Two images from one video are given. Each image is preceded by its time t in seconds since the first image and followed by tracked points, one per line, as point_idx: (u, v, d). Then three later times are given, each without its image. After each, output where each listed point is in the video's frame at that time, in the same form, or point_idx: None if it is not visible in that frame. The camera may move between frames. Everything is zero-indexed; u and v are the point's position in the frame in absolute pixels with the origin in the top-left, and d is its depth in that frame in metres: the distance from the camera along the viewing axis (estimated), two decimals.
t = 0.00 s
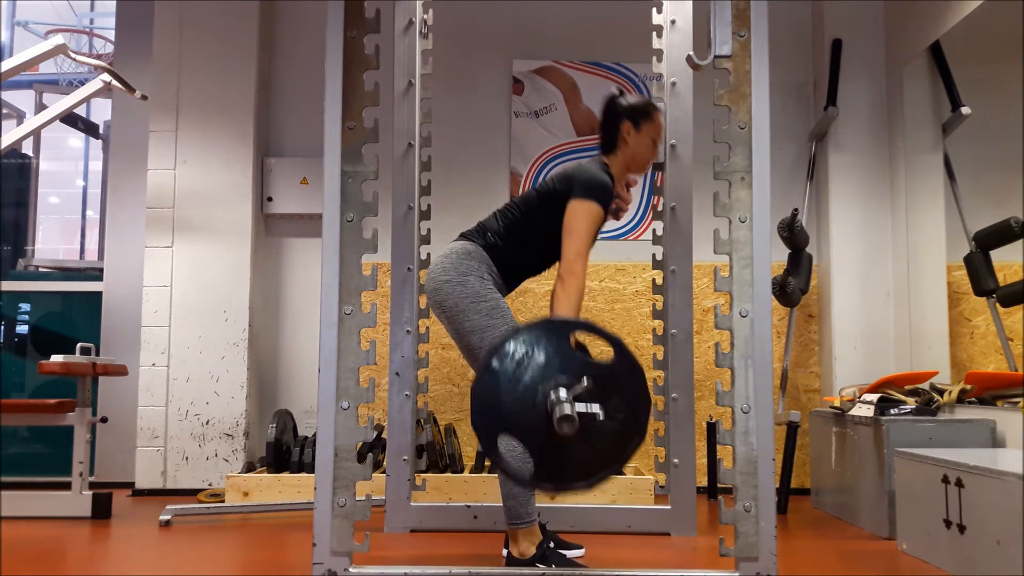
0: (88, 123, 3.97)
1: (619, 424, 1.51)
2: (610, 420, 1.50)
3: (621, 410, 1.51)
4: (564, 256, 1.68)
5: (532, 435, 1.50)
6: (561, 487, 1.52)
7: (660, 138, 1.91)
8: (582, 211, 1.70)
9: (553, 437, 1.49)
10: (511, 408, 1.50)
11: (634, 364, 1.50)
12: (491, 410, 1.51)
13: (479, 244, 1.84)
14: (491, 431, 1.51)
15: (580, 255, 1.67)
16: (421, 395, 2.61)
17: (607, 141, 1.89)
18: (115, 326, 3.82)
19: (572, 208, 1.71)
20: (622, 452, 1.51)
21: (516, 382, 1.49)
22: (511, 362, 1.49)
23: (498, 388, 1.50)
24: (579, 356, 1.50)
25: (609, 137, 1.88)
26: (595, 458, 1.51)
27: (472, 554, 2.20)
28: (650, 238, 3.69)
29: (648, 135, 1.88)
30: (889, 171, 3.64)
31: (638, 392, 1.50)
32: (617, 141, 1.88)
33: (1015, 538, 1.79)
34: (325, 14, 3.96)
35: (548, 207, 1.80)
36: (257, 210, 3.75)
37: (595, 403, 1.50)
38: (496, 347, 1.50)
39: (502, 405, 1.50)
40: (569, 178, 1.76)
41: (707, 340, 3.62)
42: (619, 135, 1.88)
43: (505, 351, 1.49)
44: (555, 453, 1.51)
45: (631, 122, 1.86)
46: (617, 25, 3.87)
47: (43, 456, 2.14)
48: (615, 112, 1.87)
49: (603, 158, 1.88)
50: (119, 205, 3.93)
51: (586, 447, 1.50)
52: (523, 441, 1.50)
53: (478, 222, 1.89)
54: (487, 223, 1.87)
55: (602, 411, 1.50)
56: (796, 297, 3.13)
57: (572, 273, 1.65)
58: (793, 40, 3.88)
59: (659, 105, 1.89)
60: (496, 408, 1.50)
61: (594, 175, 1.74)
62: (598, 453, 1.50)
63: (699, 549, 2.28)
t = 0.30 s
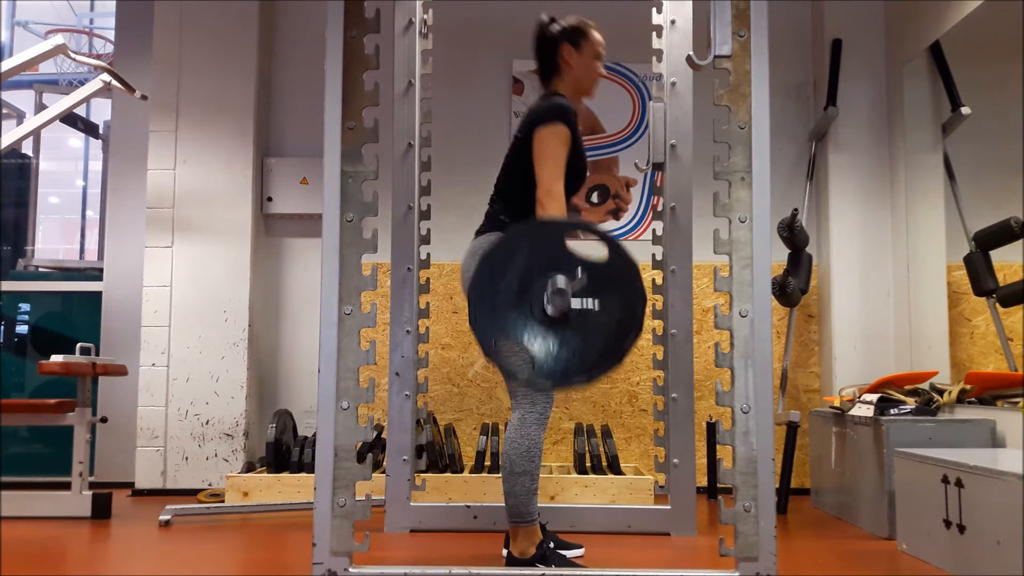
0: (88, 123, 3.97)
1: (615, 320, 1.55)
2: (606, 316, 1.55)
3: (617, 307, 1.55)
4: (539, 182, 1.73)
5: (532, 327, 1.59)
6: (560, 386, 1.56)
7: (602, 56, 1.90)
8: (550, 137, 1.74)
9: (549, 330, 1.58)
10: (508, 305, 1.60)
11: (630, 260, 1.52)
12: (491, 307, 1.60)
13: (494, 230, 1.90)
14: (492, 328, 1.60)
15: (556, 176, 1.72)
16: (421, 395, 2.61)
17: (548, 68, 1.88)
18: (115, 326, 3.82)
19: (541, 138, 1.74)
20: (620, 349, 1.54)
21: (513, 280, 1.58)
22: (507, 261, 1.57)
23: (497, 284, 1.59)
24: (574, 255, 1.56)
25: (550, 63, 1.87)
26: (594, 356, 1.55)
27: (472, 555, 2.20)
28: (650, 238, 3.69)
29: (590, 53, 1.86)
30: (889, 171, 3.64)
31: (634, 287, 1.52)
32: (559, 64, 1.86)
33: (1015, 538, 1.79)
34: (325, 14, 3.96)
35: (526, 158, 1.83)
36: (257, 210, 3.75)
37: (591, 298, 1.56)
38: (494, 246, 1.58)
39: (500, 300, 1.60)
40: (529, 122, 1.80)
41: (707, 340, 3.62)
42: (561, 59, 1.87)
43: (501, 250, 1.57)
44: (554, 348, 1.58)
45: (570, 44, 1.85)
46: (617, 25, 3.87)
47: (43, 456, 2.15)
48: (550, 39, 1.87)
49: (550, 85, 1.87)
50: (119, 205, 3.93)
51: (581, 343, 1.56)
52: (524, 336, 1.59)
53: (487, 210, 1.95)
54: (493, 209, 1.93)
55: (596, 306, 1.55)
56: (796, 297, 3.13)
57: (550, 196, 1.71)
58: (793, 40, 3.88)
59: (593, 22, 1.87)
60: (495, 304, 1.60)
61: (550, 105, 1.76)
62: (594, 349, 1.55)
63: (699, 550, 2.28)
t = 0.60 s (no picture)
0: (88, 123, 3.97)
1: (611, 285, 1.62)
2: (602, 281, 1.62)
3: (612, 272, 1.62)
4: (517, 158, 1.81)
5: (527, 296, 1.64)
6: (559, 355, 1.61)
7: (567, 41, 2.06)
8: (523, 118, 1.83)
9: (548, 298, 1.62)
10: (504, 276, 1.65)
11: (622, 224, 1.61)
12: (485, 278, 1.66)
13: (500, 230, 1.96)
14: (489, 299, 1.65)
15: (532, 155, 1.80)
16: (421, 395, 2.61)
17: (517, 58, 2.05)
18: (115, 326, 3.82)
19: (516, 119, 1.84)
20: (616, 312, 1.61)
21: (509, 248, 1.65)
22: (503, 230, 1.65)
23: (493, 254, 1.66)
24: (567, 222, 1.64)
25: (519, 52, 2.05)
26: (592, 320, 1.62)
27: (472, 555, 2.20)
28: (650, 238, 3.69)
29: (553, 38, 2.02)
30: (889, 171, 3.64)
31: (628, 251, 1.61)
32: (526, 54, 2.04)
33: (1015, 538, 1.79)
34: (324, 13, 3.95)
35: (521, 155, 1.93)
36: (257, 210, 3.75)
37: (586, 265, 1.62)
38: (489, 215, 1.66)
39: (495, 270, 1.65)
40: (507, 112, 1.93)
41: (707, 340, 3.62)
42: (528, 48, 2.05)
43: (497, 221, 1.65)
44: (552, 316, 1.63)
45: (534, 33, 2.03)
46: (617, 25, 3.87)
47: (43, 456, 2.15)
48: (515, 31, 2.06)
49: (521, 73, 2.04)
50: (119, 205, 3.93)
51: (577, 308, 1.62)
52: (521, 307, 1.64)
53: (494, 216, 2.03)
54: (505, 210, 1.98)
55: (591, 271, 1.62)
56: (796, 297, 3.13)
57: (529, 173, 1.78)
58: (792, 40, 3.88)
59: (553, 10, 2.05)
60: (491, 274, 1.65)
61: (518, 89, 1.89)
62: (592, 313, 1.62)
63: (699, 550, 2.28)
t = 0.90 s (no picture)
0: (88, 123, 3.97)
1: (608, 283, 1.63)
2: (599, 279, 1.63)
3: (609, 271, 1.63)
4: (514, 162, 1.81)
5: (525, 297, 1.64)
6: (560, 355, 1.61)
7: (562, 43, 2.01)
8: (518, 121, 1.83)
9: (546, 299, 1.62)
10: (501, 279, 1.65)
11: (616, 223, 1.63)
12: (482, 281, 1.65)
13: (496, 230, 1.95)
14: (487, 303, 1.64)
15: (528, 156, 1.79)
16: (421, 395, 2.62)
17: (511, 59, 1.99)
18: (115, 326, 3.82)
19: (512, 122, 1.84)
20: (615, 311, 1.62)
21: (505, 251, 1.65)
22: (499, 233, 1.65)
23: (489, 258, 1.65)
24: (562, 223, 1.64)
25: (512, 54, 1.99)
26: (592, 319, 1.62)
27: (471, 555, 2.20)
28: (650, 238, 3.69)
29: (548, 40, 1.98)
30: (889, 171, 3.64)
31: (623, 248, 1.62)
32: (520, 55, 1.98)
33: (1015, 538, 1.79)
34: (324, 13, 3.95)
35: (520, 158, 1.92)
36: (257, 210, 3.75)
37: (583, 265, 1.63)
38: (484, 219, 1.65)
39: (492, 274, 1.65)
40: (503, 116, 1.91)
41: (707, 340, 3.62)
42: (521, 49, 1.99)
43: (491, 224, 1.65)
44: (551, 316, 1.63)
45: (528, 34, 1.97)
46: (617, 25, 3.87)
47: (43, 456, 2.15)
48: (508, 32, 2.00)
49: (515, 75, 1.98)
50: (118, 205, 3.92)
51: (576, 308, 1.62)
52: (520, 308, 1.64)
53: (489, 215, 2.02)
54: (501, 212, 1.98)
55: (588, 270, 1.63)
56: (796, 297, 3.13)
57: (527, 176, 1.79)
58: (793, 40, 3.88)
59: (547, 11, 2.00)
60: (488, 277, 1.65)
61: (514, 94, 1.87)
62: (591, 313, 1.62)
63: (699, 550, 2.28)
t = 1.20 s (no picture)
0: (88, 123, 3.97)
1: (606, 286, 1.62)
2: (598, 282, 1.62)
3: (608, 273, 1.63)
4: (516, 162, 1.81)
5: (524, 301, 1.63)
6: (560, 359, 1.61)
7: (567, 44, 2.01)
8: (521, 121, 1.82)
9: (545, 303, 1.62)
10: (500, 283, 1.65)
11: (614, 225, 1.62)
12: (480, 284, 1.65)
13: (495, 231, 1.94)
14: (486, 308, 1.64)
15: (531, 157, 1.79)
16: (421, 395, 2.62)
17: (516, 59, 1.99)
18: (115, 326, 3.81)
19: (514, 122, 1.83)
20: (614, 313, 1.61)
21: (503, 255, 1.65)
22: (497, 236, 1.65)
23: (488, 262, 1.65)
24: (560, 227, 1.64)
25: (516, 54, 1.99)
26: (591, 322, 1.61)
27: (471, 555, 2.20)
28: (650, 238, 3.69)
29: (553, 41, 1.97)
30: (889, 171, 3.64)
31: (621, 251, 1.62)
32: (525, 55, 1.98)
33: (1015, 538, 1.79)
34: (324, 13, 3.95)
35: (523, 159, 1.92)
36: (257, 210, 3.75)
37: (581, 268, 1.63)
38: (482, 224, 1.66)
39: (491, 278, 1.65)
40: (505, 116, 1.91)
41: (707, 340, 3.62)
42: (526, 49, 1.99)
43: (490, 228, 1.65)
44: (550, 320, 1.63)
45: (534, 34, 1.97)
46: (617, 25, 3.87)
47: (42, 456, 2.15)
48: (514, 31, 2.00)
49: (518, 75, 1.98)
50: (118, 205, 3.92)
51: (576, 311, 1.62)
52: (519, 312, 1.64)
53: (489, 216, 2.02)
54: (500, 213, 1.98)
55: (586, 274, 1.62)
56: (796, 297, 3.13)
57: (530, 177, 1.78)
58: (793, 40, 3.88)
59: (554, 11, 2.00)
60: (488, 282, 1.65)
61: (517, 93, 1.87)
62: (590, 316, 1.62)
63: (699, 550, 2.28)
